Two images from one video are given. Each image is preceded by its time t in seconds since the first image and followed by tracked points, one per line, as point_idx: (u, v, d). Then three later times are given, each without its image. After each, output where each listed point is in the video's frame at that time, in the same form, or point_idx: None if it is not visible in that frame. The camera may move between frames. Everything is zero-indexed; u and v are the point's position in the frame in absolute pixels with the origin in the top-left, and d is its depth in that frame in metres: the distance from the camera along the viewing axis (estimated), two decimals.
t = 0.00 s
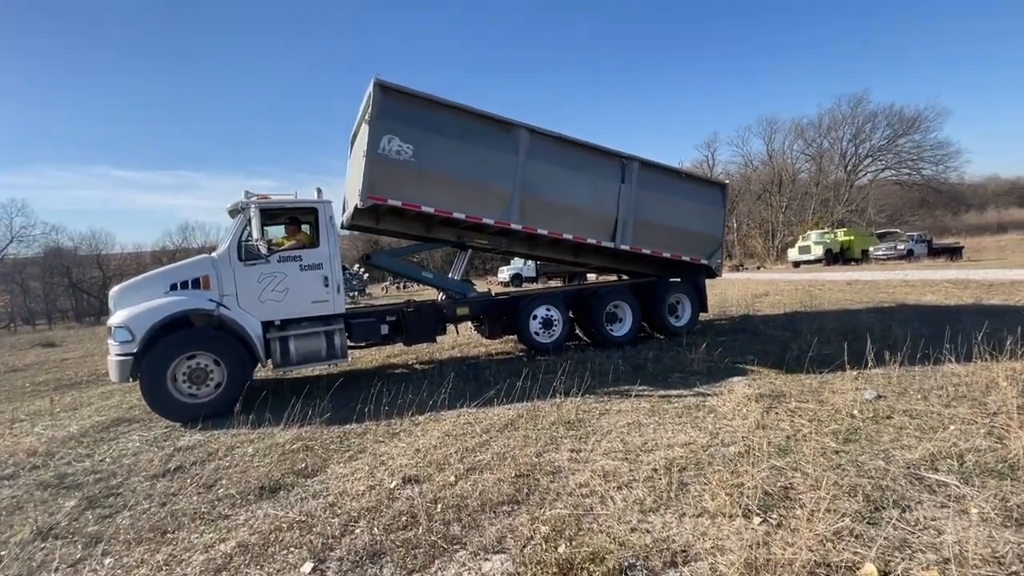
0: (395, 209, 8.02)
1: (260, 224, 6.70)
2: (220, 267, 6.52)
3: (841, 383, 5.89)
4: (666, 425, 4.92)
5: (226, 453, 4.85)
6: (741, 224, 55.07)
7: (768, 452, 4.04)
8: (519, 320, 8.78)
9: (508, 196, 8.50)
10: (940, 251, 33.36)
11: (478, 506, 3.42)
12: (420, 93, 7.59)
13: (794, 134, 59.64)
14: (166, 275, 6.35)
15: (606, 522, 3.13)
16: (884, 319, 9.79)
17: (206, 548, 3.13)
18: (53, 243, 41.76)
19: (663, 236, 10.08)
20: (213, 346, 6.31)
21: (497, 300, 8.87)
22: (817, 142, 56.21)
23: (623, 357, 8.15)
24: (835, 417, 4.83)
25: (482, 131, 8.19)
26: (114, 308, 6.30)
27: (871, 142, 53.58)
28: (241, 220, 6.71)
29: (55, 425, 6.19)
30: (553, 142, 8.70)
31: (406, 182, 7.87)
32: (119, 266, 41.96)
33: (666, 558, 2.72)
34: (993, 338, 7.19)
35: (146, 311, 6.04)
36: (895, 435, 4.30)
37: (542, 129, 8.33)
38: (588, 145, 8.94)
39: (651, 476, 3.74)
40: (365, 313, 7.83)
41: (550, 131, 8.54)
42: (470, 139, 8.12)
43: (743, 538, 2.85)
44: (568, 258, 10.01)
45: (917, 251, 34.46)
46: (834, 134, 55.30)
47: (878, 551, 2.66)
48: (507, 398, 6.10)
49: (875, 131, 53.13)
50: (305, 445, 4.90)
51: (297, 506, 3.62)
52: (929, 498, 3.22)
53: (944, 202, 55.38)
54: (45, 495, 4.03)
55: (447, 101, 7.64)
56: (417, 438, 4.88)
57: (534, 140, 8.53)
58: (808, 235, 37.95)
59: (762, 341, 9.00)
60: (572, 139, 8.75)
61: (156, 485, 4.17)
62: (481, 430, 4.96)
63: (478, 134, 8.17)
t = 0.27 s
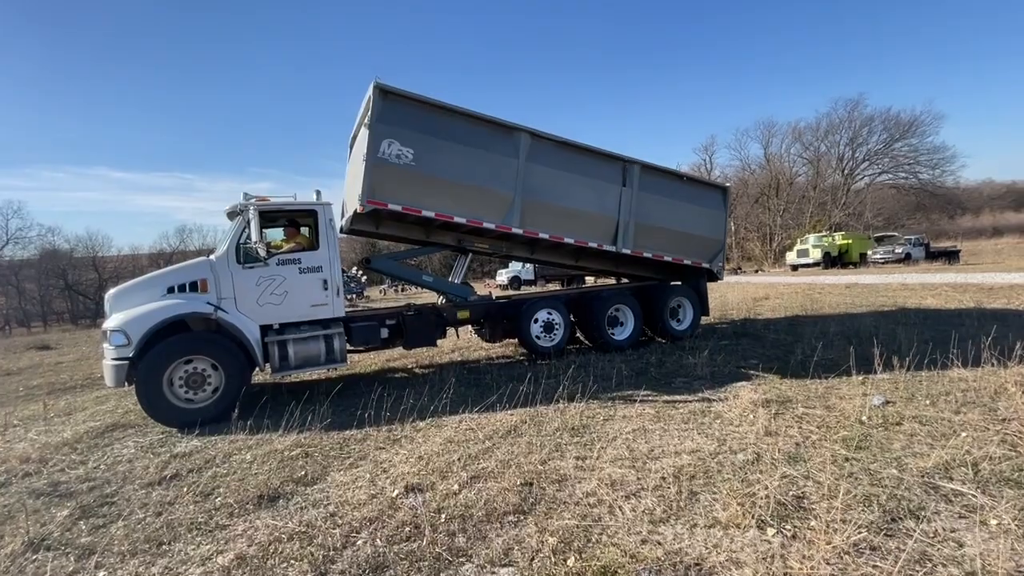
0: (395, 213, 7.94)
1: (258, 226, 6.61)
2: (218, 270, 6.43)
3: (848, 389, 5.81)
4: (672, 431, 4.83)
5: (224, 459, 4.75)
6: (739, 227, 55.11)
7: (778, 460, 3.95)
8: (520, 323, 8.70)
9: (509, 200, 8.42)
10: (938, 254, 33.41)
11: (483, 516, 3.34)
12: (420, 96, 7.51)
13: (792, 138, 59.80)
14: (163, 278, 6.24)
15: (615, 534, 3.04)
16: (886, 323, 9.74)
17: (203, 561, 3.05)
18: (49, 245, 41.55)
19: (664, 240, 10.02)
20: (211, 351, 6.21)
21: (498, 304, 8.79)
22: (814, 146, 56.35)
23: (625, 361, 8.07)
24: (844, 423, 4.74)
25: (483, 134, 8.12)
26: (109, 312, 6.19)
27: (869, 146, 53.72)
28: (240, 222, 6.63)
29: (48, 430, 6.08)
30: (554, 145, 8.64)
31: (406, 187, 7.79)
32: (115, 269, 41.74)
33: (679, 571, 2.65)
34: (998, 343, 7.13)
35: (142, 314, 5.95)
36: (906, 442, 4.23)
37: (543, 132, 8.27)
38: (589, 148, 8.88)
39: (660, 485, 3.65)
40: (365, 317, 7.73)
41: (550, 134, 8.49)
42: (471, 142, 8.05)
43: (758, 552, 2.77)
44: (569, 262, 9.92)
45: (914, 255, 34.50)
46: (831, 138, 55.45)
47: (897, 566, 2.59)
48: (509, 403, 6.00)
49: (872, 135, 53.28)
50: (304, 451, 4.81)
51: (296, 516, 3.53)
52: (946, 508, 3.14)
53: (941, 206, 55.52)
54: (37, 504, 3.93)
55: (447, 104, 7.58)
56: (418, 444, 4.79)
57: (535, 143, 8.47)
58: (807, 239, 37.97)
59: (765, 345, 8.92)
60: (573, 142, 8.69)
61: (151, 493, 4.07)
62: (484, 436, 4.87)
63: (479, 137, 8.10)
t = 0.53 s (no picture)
0: (394, 217, 7.87)
1: (257, 228, 6.54)
2: (215, 272, 6.36)
3: (852, 393, 5.75)
4: (676, 437, 4.76)
5: (221, 465, 4.67)
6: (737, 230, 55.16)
7: (786, 466, 3.89)
8: (520, 327, 8.63)
9: (509, 204, 8.36)
10: (937, 258, 33.43)
11: (486, 524, 3.26)
12: (419, 99, 7.45)
13: (790, 142, 59.92)
14: (160, 280, 6.17)
15: (622, 544, 2.97)
16: (888, 327, 9.69)
17: (198, 570, 2.97)
18: (46, 246, 41.40)
19: (665, 243, 9.97)
20: (208, 354, 6.12)
21: (498, 307, 8.73)
22: (812, 150, 56.46)
23: (626, 365, 8.01)
24: (851, 429, 4.67)
25: (482, 137, 8.06)
26: (105, 314, 6.11)
27: (867, 150, 53.84)
28: (238, 223, 6.55)
29: (42, 434, 5.99)
30: (554, 148, 8.58)
31: (405, 190, 7.72)
32: (112, 270, 41.59)
33: None
34: (1003, 347, 7.07)
35: (138, 316, 5.86)
36: (915, 448, 4.16)
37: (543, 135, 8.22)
38: (590, 151, 8.83)
39: (666, 492, 3.58)
40: (364, 320, 7.65)
41: (551, 137, 8.43)
42: (471, 145, 7.99)
43: (769, 563, 2.70)
44: (570, 265, 9.84)
45: (913, 259, 34.51)
46: (830, 142, 55.58)
47: None
48: (510, 407, 5.93)
49: (870, 139, 53.41)
50: (302, 456, 4.73)
51: (295, 523, 3.46)
52: (960, 517, 3.08)
53: (939, 209, 55.62)
54: (30, 511, 3.85)
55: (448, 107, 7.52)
56: (419, 449, 4.71)
57: (535, 146, 8.42)
58: (806, 242, 37.99)
59: (768, 349, 8.86)
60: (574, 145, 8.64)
61: (146, 499, 3.99)
62: (485, 441, 4.79)
63: (479, 140, 8.04)
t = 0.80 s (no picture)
0: (393, 220, 7.80)
1: (255, 228, 6.47)
2: (212, 272, 6.28)
3: (856, 399, 5.68)
4: (679, 442, 4.68)
5: (216, 468, 4.59)
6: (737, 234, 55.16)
7: (791, 472, 3.81)
8: (520, 330, 8.55)
9: (509, 207, 8.29)
10: (936, 263, 33.42)
11: (486, 532, 3.19)
12: (419, 101, 7.39)
13: (789, 146, 60.00)
14: (156, 280, 6.09)
15: (626, 553, 2.90)
16: (890, 331, 9.65)
17: None
18: (44, 246, 41.27)
19: (666, 246, 9.91)
20: (205, 355, 6.04)
21: (498, 309, 8.66)
22: (812, 154, 56.55)
23: (627, 368, 7.95)
24: (856, 434, 4.59)
25: (482, 140, 8.00)
26: (100, 314, 6.02)
27: (866, 154, 53.92)
28: (236, 223, 6.48)
29: (35, 436, 5.91)
30: (555, 150, 8.52)
31: (404, 193, 7.66)
32: (110, 270, 41.47)
33: None
34: (1007, 352, 7.01)
35: (133, 317, 5.78)
36: (921, 455, 4.09)
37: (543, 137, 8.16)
38: (590, 154, 8.77)
39: (670, 499, 3.50)
40: (363, 322, 7.57)
41: (551, 140, 8.37)
42: (471, 148, 7.93)
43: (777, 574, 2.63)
44: (570, 269, 9.77)
45: (912, 263, 34.50)
46: (829, 146, 55.66)
47: None
48: (510, 411, 5.85)
49: (869, 143, 53.50)
50: (299, 460, 4.65)
51: (290, 530, 3.38)
52: (972, 527, 3.01)
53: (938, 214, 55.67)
54: (19, 515, 3.77)
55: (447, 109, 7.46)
56: (417, 454, 4.64)
57: (536, 149, 8.36)
58: (805, 246, 37.97)
59: (769, 353, 8.78)
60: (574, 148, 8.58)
61: (138, 504, 3.91)
62: (485, 446, 4.71)
63: (479, 143, 7.98)
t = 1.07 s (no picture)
0: (391, 222, 7.73)
1: (252, 227, 6.41)
2: (208, 271, 6.21)
3: (858, 404, 5.61)
4: (679, 447, 4.62)
5: (208, 471, 4.51)
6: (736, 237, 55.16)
7: (793, 478, 3.75)
8: (519, 331, 8.48)
9: (508, 209, 8.24)
10: (935, 267, 33.42)
11: (482, 539, 3.12)
12: (417, 102, 7.33)
13: (789, 150, 60.07)
14: (150, 279, 6.02)
15: (626, 562, 2.83)
16: (891, 336, 9.60)
17: None
18: (42, 245, 41.17)
19: (666, 249, 9.85)
20: (199, 355, 5.96)
21: (496, 311, 8.59)
22: (811, 158, 56.61)
23: (626, 371, 7.88)
24: (859, 440, 4.53)
25: (481, 141, 7.94)
26: (93, 313, 5.95)
27: (865, 159, 53.98)
28: (232, 222, 6.42)
29: (26, 436, 5.83)
30: (554, 152, 8.47)
31: (402, 195, 7.59)
32: (108, 269, 41.36)
33: None
34: (1009, 358, 6.96)
35: (127, 316, 5.71)
36: (926, 462, 4.02)
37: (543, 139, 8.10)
38: (590, 155, 8.71)
39: (670, 505, 3.43)
40: (360, 323, 7.50)
41: (551, 141, 8.31)
42: (469, 150, 7.87)
43: None
44: (570, 271, 9.70)
45: (911, 268, 34.49)
46: (828, 150, 55.73)
47: None
48: (508, 414, 5.78)
49: (868, 148, 53.57)
50: (293, 462, 4.58)
51: (281, 534, 3.31)
52: (978, 536, 2.94)
53: (937, 219, 55.73)
54: (5, 518, 3.70)
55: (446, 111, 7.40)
56: (413, 457, 4.57)
57: (535, 151, 8.30)
58: (804, 250, 37.95)
59: (770, 357, 8.71)
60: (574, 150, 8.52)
61: (128, 507, 3.84)
62: (482, 449, 4.63)
63: (478, 144, 7.92)
